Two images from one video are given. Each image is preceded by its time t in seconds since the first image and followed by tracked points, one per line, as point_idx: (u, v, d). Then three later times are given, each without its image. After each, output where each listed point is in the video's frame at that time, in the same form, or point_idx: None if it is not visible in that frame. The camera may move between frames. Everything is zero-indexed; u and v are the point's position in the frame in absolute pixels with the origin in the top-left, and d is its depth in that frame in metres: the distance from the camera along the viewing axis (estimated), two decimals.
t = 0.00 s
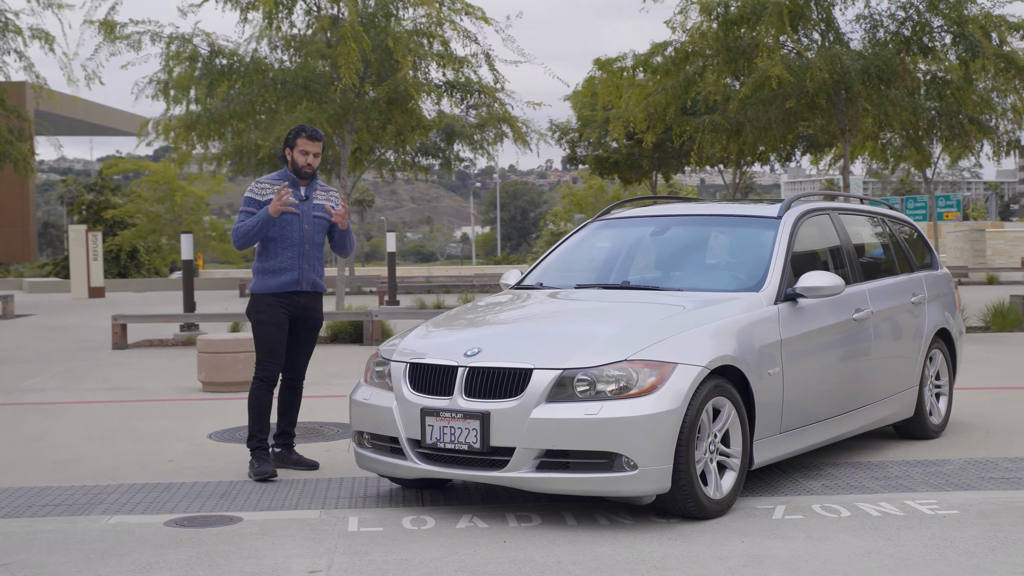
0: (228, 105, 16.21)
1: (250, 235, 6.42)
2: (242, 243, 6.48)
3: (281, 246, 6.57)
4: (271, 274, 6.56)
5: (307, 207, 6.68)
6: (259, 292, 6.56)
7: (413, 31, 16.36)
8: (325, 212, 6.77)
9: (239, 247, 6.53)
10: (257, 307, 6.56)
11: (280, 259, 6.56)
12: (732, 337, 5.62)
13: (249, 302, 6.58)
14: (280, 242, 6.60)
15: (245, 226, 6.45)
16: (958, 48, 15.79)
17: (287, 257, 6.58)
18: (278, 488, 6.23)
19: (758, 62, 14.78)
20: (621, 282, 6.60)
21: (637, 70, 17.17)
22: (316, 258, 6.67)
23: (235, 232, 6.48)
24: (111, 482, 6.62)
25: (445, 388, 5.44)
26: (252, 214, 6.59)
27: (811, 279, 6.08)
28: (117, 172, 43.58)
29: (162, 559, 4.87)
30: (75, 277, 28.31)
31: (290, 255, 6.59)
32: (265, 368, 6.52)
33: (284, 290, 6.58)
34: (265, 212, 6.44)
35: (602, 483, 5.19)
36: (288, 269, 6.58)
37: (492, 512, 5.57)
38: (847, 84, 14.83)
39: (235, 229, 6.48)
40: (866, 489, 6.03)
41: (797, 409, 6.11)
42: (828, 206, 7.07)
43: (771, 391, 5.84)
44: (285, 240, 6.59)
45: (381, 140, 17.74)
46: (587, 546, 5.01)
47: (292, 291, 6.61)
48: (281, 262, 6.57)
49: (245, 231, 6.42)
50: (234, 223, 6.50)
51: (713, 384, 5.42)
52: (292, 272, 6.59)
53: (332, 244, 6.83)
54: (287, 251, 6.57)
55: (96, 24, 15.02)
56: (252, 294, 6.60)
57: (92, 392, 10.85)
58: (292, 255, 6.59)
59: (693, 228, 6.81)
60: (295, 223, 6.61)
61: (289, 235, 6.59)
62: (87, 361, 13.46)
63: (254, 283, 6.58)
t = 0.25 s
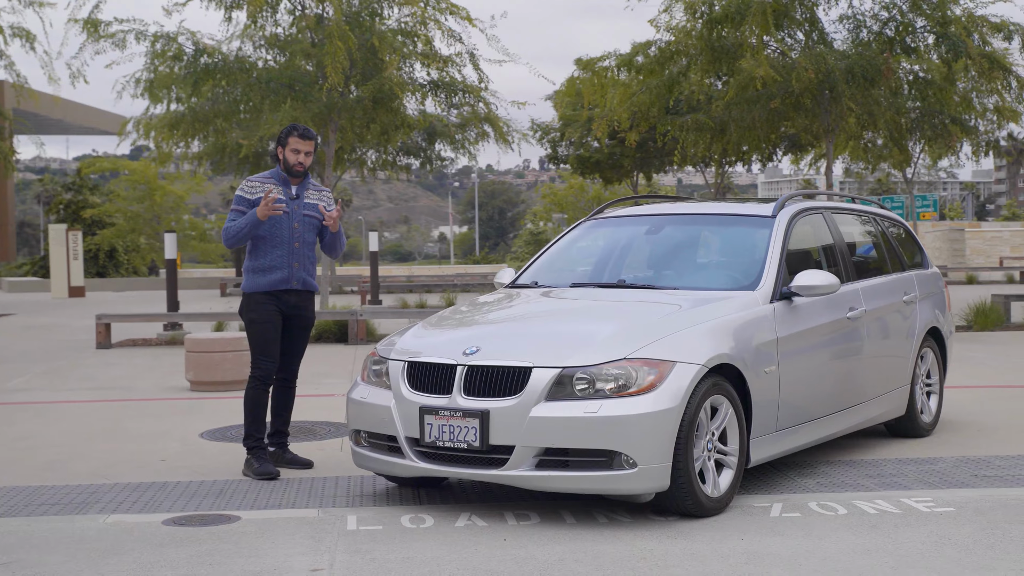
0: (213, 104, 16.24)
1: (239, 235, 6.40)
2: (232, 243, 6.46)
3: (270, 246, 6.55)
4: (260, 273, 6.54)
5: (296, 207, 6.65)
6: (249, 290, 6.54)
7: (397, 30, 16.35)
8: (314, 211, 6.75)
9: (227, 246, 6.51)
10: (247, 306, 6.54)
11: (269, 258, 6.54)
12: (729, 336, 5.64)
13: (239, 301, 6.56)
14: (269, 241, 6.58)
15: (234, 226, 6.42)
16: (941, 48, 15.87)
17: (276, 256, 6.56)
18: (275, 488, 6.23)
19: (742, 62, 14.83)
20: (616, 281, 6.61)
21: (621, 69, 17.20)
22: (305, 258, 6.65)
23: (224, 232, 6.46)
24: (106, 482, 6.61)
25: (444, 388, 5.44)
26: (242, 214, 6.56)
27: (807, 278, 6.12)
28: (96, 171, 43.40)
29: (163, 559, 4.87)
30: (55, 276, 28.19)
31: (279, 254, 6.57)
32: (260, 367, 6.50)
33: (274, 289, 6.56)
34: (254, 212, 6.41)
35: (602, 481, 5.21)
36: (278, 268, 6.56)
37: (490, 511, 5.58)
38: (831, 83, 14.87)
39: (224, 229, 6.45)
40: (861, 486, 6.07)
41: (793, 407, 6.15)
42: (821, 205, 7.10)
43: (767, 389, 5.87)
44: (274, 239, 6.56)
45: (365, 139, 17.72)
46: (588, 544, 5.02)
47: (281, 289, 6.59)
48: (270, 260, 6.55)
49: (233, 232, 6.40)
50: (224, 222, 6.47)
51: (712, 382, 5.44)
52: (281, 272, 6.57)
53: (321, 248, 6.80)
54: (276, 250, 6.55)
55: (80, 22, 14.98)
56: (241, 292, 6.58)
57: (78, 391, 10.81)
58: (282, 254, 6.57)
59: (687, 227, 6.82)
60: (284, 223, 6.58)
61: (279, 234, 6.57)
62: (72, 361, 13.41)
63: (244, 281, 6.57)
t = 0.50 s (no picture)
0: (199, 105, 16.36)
1: (238, 235, 6.34)
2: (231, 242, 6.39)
3: (267, 244, 6.49)
4: (258, 272, 6.48)
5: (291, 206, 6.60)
6: (247, 289, 6.49)
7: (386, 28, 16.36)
8: (307, 209, 6.74)
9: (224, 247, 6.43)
10: (245, 305, 6.48)
11: (266, 256, 6.48)
12: (728, 332, 5.67)
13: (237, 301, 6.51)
14: (266, 240, 6.51)
15: (232, 226, 6.35)
16: (926, 49, 15.96)
17: (274, 255, 6.50)
18: (274, 486, 6.23)
19: (731, 62, 14.90)
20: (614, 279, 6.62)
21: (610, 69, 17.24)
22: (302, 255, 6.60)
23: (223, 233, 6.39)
24: (104, 480, 6.61)
25: (445, 385, 5.46)
26: (238, 213, 6.50)
27: (804, 276, 6.15)
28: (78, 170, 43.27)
29: (165, 556, 4.87)
30: (39, 276, 28.12)
31: (276, 252, 6.51)
32: (257, 366, 6.46)
33: (272, 287, 6.51)
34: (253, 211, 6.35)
35: (604, 477, 5.24)
36: (276, 266, 6.51)
37: (490, 508, 5.60)
38: (819, 83, 14.93)
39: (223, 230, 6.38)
40: (858, 483, 6.11)
41: (789, 405, 6.19)
42: (817, 204, 7.14)
43: (765, 386, 5.90)
44: (272, 236, 6.51)
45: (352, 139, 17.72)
46: (590, 540, 5.04)
47: (279, 287, 6.53)
48: (268, 258, 6.49)
49: (232, 231, 6.34)
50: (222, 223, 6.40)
51: (712, 379, 5.47)
52: (279, 269, 6.51)
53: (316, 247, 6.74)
54: (274, 248, 6.49)
55: (68, 21, 14.98)
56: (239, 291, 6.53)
57: (69, 391, 10.78)
58: (280, 251, 6.51)
59: (685, 225, 6.84)
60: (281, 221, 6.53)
61: (277, 232, 6.52)
62: (60, 360, 13.38)
63: (241, 280, 6.51)
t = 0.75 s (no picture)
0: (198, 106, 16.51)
1: (253, 240, 6.29)
2: (242, 247, 6.34)
3: (275, 246, 6.48)
4: (267, 274, 6.47)
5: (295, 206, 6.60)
6: (255, 292, 6.47)
7: (382, 30, 16.41)
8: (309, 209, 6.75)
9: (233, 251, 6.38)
10: (253, 307, 6.47)
11: (274, 258, 6.47)
12: (734, 333, 5.71)
13: (245, 303, 6.48)
14: (274, 242, 6.50)
15: (243, 229, 6.30)
16: (919, 51, 16.04)
17: (282, 256, 6.50)
18: (280, 486, 6.24)
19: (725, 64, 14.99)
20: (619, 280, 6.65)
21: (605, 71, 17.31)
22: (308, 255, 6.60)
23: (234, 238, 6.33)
24: (109, 480, 6.62)
25: (454, 385, 5.48)
26: (245, 216, 6.45)
27: (808, 276, 6.20)
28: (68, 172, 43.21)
29: (177, 555, 4.89)
30: (31, 278, 28.09)
31: (284, 253, 6.51)
32: (262, 367, 6.45)
33: (280, 288, 6.50)
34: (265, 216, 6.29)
35: (613, 476, 5.27)
36: (284, 267, 6.50)
37: (499, 507, 5.63)
38: (812, 86, 15.02)
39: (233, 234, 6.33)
40: (862, 482, 6.15)
41: (794, 404, 6.23)
42: (819, 205, 7.19)
43: (771, 386, 5.94)
44: (279, 239, 6.50)
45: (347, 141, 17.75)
46: (600, 538, 5.07)
47: (287, 288, 6.53)
48: (276, 260, 6.48)
49: (244, 236, 6.28)
50: (232, 227, 6.34)
51: (719, 379, 5.51)
52: (288, 270, 6.51)
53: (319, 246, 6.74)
54: (282, 250, 6.49)
55: (64, 22, 15.01)
56: (245, 294, 6.51)
57: (67, 392, 10.78)
58: (287, 253, 6.51)
59: (689, 226, 6.87)
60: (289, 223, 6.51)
61: (284, 234, 6.51)
62: (57, 361, 13.38)
63: (249, 283, 6.49)
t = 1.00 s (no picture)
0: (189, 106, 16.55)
1: (268, 241, 6.28)
2: (254, 251, 6.33)
3: (282, 247, 6.51)
4: (274, 275, 6.50)
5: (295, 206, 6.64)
6: (263, 293, 6.49)
7: (373, 31, 16.43)
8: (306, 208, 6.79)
9: (244, 254, 6.36)
10: (261, 308, 6.49)
11: (281, 259, 6.50)
12: (737, 333, 5.76)
13: (253, 305, 6.49)
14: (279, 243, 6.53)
15: (257, 232, 6.29)
16: (907, 53, 16.11)
17: (288, 257, 6.54)
18: (284, 486, 6.26)
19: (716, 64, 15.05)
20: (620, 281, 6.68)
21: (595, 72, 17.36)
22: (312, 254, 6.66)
23: (247, 242, 6.31)
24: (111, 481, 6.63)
25: (460, 385, 5.51)
26: (252, 219, 6.43)
27: (809, 277, 6.25)
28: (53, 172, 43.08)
29: (187, 555, 4.91)
30: (17, 278, 28.01)
31: (290, 254, 6.55)
32: (265, 369, 6.47)
33: (287, 289, 6.54)
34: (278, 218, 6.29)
35: (618, 476, 5.31)
36: (290, 268, 6.54)
37: (504, 507, 5.66)
38: (802, 87, 15.08)
39: (245, 238, 6.31)
40: (861, 481, 6.20)
41: (794, 404, 6.28)
42: (817, 205, 7.24)
43: (772, 385, 5.99)
44: (284, 239, 6.53)
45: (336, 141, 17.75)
46: (607, 537, 5.11)
47: (292, 288, 6.57)
48: (283, 261, 6.52)
49: (259, 239, 6.27)
50: (244, 231, 6.32)
51: (723, 379, 5.55)
52: (293, 271, 6.56)
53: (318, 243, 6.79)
54: (289, 251, 6.53)
55: (54, 23, 14.98)
56: (251, 295, 6.52)
57: (61, 393, 10.78)
58: (293, 254, 6.55)
59: (689, 227, 6.90)
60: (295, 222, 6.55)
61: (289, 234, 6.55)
62: (48, 362, 13.36)
63: (255, 285, 6.50)
